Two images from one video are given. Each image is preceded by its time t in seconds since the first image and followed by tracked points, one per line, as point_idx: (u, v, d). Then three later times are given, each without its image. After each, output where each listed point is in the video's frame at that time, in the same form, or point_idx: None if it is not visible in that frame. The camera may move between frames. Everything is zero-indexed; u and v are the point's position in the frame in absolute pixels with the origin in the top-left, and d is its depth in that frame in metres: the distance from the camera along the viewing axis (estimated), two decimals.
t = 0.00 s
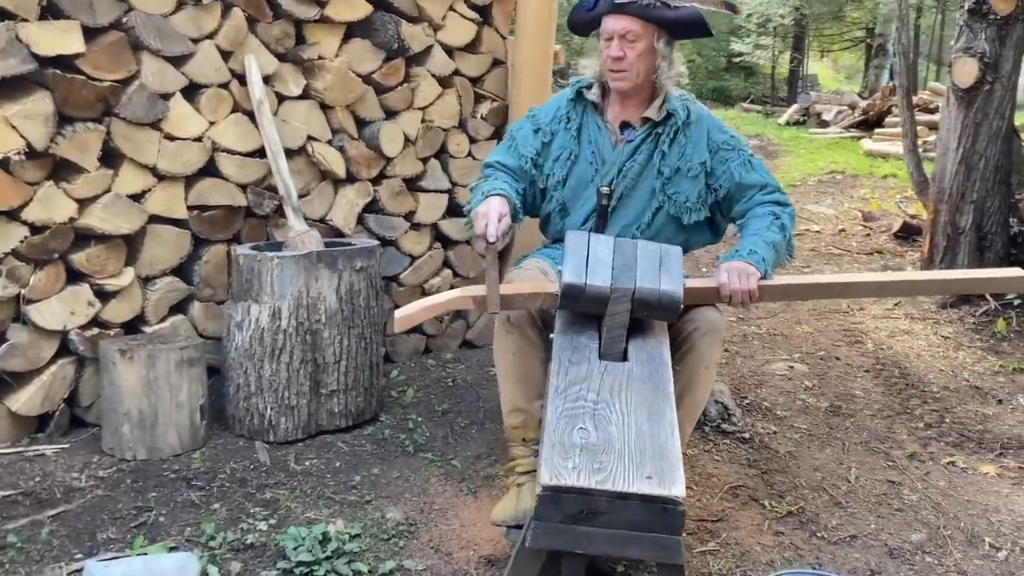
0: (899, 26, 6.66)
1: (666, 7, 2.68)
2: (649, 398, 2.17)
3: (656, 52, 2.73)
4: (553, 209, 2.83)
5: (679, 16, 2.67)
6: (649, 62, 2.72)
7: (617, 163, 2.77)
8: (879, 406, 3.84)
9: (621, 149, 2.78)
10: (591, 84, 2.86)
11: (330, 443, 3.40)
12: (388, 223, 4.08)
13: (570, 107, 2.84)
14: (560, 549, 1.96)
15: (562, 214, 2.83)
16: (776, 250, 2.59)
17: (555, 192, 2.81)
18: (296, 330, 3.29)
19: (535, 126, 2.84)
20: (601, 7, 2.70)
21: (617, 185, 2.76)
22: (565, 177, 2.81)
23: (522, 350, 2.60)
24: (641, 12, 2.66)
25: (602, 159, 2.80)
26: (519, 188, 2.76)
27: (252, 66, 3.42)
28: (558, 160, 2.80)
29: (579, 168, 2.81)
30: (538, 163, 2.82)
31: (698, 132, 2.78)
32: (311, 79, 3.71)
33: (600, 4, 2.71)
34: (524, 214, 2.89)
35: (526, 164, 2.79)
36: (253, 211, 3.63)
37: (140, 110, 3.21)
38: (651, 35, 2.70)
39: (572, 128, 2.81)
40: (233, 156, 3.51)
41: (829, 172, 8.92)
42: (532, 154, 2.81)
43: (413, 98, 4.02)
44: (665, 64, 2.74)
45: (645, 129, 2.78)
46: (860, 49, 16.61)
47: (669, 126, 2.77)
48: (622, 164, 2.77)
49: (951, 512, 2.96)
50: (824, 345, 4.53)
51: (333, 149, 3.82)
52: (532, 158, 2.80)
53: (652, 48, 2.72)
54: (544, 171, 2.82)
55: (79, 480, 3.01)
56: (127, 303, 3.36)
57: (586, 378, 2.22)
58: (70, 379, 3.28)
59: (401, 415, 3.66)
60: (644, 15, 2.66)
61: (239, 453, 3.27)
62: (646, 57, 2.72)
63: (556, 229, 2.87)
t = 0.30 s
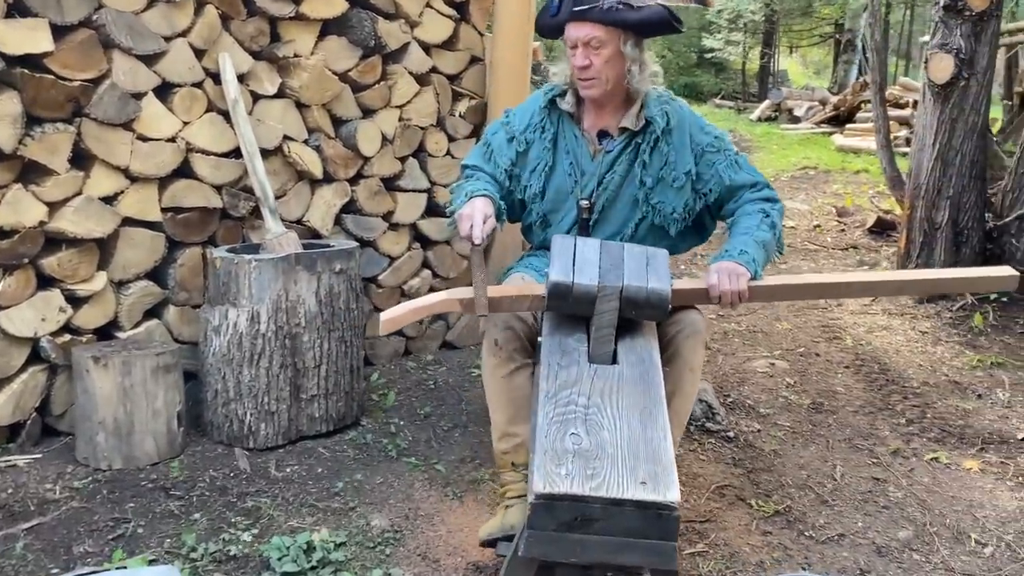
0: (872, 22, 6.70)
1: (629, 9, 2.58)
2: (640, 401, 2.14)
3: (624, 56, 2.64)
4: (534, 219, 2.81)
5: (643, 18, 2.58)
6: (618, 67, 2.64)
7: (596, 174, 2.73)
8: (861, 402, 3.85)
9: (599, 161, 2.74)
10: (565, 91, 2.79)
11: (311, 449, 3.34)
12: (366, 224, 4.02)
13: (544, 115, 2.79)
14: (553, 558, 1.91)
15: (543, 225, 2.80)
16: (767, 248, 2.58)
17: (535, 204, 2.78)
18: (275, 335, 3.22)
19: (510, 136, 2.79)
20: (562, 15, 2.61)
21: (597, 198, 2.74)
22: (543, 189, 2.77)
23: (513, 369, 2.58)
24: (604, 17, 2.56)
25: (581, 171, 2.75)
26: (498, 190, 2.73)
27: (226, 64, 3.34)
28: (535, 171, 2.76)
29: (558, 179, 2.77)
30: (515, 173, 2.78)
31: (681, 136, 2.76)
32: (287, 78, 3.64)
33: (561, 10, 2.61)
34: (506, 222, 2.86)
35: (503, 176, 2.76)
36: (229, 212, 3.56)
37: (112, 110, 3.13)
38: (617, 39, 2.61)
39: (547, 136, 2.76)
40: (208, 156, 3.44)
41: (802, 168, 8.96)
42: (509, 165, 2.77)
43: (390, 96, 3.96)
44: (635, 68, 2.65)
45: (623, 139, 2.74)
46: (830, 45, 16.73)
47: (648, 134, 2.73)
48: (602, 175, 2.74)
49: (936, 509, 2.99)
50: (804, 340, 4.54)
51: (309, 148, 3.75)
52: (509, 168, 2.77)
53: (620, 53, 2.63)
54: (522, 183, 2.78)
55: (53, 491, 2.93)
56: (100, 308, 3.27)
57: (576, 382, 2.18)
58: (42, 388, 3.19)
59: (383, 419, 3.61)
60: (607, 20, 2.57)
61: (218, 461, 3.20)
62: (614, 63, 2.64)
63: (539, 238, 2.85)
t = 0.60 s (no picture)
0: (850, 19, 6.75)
1: (583, 25, 2.47)
2: (633, 403, 2.12)
3: (583, 73, 2.54)
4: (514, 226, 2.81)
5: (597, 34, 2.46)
6: (577, 84, 2.55)
7: (571, 184, 2.71)
8: (846, 399, 3.87)
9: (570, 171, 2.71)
10: (531, 100, 2.73)
11: (298, 454, 3.31)
12: (350, 226, 3.99)
13: (514, 125, 2.75)
14: (549, 562, 1.90)
15: (524, 234, 2.81)
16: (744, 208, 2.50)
17: (513, 215, 2.78)
18: (260, 339, 3.19)
19: (482, 146, 2.77)
20: (516, 37, 2.54)
21: (573, 210, 2.73)
22: (519, 199, 2.77)
23: (503, 370, 2.56)
24: (556, 37, 2.48)
25: (555, 180, 2.74)
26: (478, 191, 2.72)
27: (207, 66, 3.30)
28: (510, 182, 2.75)
29: (533, 189, 2.76)
30: (489, 181, 2.78)
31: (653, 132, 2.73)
32: (269, 79, 3.60)
33: (514, 31, 2.54)
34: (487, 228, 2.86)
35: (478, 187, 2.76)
36: (211, 215, 3.51)
37: (91, 114, 3.08)
38: (574, 56, 2.51)
39: (519, 146, 2.74)
40: (190, 159, 3.39)
41: (781, 165, 9.00)
42: (483, 175, 2.77)
43: (373, 97, 3.93)
44: (595, 84, 2.55)
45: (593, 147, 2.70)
46: (806, 41, 16.84)
47: (617, 137, 2.69)
48: (576, 184, 2.71)
49: (923, 505, 3.01)
50: (787, 338, 4.55)
51: (292, 150, 3.72)
52: (482, 176, 2.77)
53: (578, 70, 2.53)
54: (498, 193, 2.78)
55: (35, 501, 2.88)
56: (81, 314, 3.22)
57: (569, 385, 2.17)
58: (22, 396, 3.14)
59: (369, 423, 3.58)
60: (560, 40, 2.48)
61: (203, 468, 3.16)
62: (574, 80, 2.55)
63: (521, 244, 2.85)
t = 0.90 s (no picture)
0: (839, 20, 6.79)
1: (576, 47, 2.32)
2: (630, 405, 2.11)
3: (571, 93, 2.40)
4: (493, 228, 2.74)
5: (590, 57, 2.31)
6: (564, 103, 2.42)
7: (541, 199, 2.57)
8: (839, 399, 3.89)
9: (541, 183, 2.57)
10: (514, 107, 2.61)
11: (292, 458, 3.29)
12: (342, 229, 3.97)
13: (500, 128, 2.64)
14: (548, 566, 1.90)
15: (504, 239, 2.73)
16: (573, 250, 2.22)
17: (493, 218, 2.70)
18: (253, 343, 3.17)
19: (469, 145, 2.69)
20: (503, 52, 2.38)
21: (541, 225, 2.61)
22: (499, 204, 2.68)
23: (498, 373, 2.54)
24: (546, 58, 2.32)
25: (531, 191, 2.61)
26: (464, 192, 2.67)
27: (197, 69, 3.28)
28: (490, 186, 2.67)
29: (512, 196, 2.66)
30: (475, 179, 2.70)
31: (587, 147, 2.46)
32: (260, 82, 3.58)
33: (501, 46, 2.38)
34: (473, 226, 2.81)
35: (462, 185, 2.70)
36: (203, 219, 3.49)
37: (81, 117, 3.06)
38: (562, 77, 2.37)
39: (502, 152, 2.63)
40: (181, 162, 3.37)
41: (771, 165, 9.02)
42: (467, 174, 2.69)
43: (365, 99, 3.91)
44: (582, 105, 2.41)
45: (561, 164, 2.52)
46: (793, 41, 16.91)
47: (573, 156, 2.50)
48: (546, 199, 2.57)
49: (918, 504, 3.02)
50: (780, 338, 4.56)
51: (284, 153, 3.70)
52: (468, 174, 2.70)
53: (565, 90, 2.40)
54: (480, 194, 2.70)
55: (27, 509, 2.86)
56: (73, 319, 3.20)
57: (566, 387, 2.16)
58: (13, 403, 3.12)
59: (364, 426, 3.57)
60: (550, 61, 2.32)
61: (197, 473, 3.14)
62: (558, 101, 2.41)
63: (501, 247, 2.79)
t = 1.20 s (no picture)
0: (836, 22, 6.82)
1: (564, 77, 2.27)
2: (633, 409, 2.12)
3: (558, 120, 2.37)
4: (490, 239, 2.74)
5: (579, 87, 2.26)
6: (551, 129, 2.40)
7: (535, 213, 2.57)
8: (839, 401, 3.90)
9: (535, 198, 2.56)
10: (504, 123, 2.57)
11: (293, 462, 3.29)
12: (342, 232, 3.97)
13: (491, 140, 2.61)
14: (553, 570, 1.89)
15: (503, 251, 2.73)
16: (567, 297, 2.17)
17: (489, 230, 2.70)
18: (255, 347, 3.17)
19: (461, 159, 2.64)
20: (490, 80, 2.33)
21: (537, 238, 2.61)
22: (495, 216, 2.67)
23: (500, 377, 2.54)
24: (535, 89, 2.28)
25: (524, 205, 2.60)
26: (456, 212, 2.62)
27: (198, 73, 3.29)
28: (483, 200, 2.64)
29: (508, 207, 2.65)
30: (466, 194, 2.67)
31: (573, 165, 2.45)
32: (261, 86, 3.58)
33: (489, 73, 2.33)
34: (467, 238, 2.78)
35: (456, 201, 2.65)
36: (203, 223, 3.50)
37: (82, 121, 3.06)
38: (550, 105, 2.34)
39: (493, 166, 2.60)
40: (181, 166, 3.37)
41: (768, 167, 9.03)
42: (460, 190, 2.65)
43: (365, 103, 3.91)
44: (570, 131, 2.38)
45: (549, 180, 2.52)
46: (790, 44, 16.94)
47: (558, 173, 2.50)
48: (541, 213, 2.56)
49: (919, 506, 3.03)
50: (779, 340, 4.57)
51: (284, 157, 3.70)
52: (458, 190, 2.65)
53: (554, 117, 2.37)
54: (472, 208, 2.67)
55: (29, 513, 2.86)
56: (73, 323, 3.19)
57: (569, 392, 2.16)
58: (13, 407, 3.11)
59: (364, 430, 3.57)
60: (539, 91, 2.28)
61: (199, 477, 3.14)
62: (545, 128, 2.39)
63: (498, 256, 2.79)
